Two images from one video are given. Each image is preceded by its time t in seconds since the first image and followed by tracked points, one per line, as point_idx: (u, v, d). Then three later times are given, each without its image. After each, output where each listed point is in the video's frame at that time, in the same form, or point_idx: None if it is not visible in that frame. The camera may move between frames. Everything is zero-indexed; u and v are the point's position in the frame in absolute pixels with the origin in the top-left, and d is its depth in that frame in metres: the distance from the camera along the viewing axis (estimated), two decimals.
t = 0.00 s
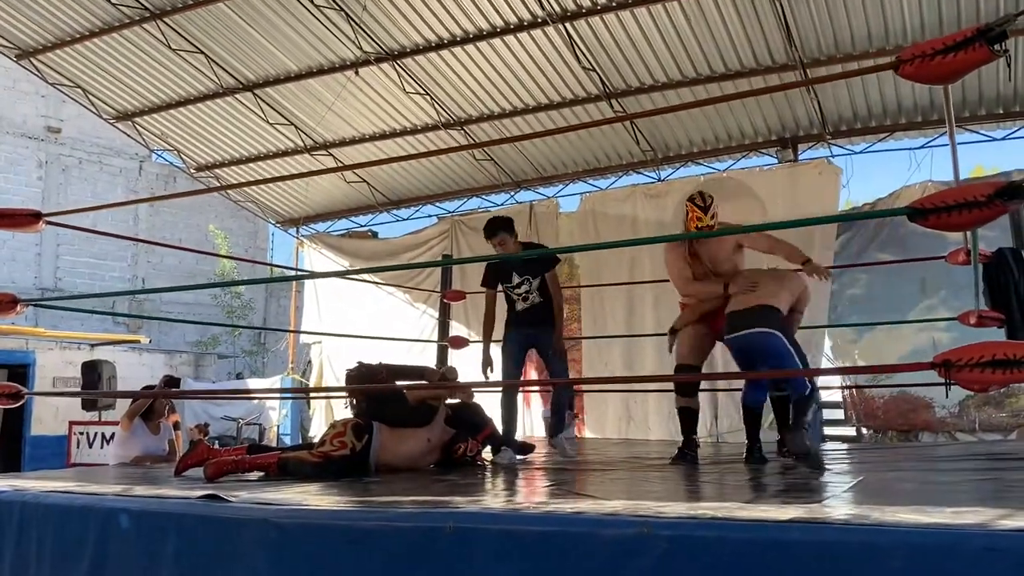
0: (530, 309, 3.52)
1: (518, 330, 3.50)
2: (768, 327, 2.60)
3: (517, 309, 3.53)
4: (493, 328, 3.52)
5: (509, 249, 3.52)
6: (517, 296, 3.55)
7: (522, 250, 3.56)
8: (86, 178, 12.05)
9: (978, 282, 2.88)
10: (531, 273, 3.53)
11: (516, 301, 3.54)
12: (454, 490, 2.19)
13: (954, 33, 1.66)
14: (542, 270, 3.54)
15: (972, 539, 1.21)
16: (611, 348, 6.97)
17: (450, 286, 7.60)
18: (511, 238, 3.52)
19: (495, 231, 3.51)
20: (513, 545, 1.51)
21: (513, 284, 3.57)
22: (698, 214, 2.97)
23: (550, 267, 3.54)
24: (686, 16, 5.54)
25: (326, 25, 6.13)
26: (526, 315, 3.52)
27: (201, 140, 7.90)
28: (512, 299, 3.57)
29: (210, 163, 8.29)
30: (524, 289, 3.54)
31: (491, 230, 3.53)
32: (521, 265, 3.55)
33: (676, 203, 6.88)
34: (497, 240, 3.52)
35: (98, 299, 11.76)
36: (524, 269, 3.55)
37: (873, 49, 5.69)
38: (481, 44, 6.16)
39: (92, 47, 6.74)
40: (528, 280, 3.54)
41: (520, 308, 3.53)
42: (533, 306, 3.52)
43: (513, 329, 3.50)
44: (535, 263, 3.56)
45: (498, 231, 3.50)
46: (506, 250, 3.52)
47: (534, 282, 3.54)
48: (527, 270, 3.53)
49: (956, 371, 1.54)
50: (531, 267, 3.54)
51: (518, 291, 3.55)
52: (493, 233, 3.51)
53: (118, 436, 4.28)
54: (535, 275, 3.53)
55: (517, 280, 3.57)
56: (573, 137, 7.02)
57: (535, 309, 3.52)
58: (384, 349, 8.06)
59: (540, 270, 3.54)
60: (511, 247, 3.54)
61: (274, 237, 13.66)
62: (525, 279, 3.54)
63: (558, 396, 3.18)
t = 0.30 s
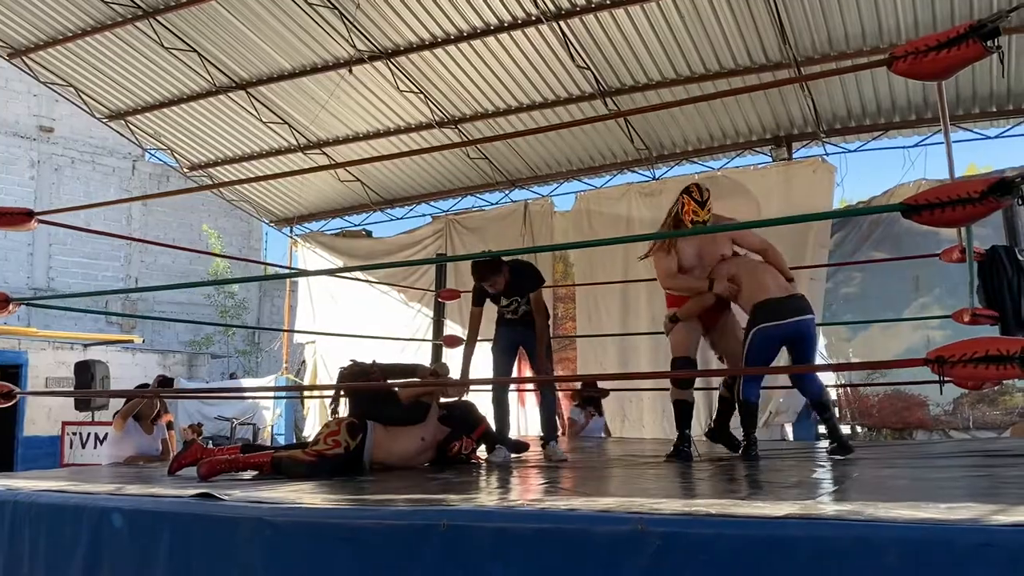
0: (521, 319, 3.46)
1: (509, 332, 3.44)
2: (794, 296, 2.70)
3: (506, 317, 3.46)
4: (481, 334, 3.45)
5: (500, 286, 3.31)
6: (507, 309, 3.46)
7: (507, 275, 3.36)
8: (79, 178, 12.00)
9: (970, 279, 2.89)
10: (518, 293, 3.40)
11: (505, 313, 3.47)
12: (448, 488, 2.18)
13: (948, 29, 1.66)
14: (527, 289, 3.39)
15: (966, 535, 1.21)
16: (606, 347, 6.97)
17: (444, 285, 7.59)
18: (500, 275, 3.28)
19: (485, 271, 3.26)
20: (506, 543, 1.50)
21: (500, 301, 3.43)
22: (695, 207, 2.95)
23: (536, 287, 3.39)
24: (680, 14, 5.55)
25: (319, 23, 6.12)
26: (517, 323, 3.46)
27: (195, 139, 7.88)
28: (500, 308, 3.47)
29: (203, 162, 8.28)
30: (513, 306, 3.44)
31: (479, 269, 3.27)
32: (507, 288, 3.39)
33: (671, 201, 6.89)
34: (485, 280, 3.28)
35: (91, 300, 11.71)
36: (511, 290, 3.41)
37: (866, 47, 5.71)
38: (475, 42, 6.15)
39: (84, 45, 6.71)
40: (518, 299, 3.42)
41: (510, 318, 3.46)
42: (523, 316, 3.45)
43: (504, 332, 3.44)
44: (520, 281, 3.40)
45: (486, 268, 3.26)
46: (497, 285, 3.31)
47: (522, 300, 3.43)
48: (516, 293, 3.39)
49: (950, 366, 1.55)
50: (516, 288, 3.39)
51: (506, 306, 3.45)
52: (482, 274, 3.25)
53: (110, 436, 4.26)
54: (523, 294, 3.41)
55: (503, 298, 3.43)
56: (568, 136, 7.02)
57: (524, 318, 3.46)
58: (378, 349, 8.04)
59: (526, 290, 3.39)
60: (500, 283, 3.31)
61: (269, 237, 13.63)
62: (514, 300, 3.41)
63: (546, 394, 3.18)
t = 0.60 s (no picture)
0: (522, 321, 3.44)
1: (507, 333, 3.45)
2: (787, 292, 2.79)
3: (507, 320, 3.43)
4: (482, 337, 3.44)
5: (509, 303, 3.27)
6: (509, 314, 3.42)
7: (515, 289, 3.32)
8: (75, 178, 11.97)
9: (969, 277, 2.88)
10: (522, 300, 3.38)
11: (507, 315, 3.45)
12: (448, 485, 2.18)
13: (947, 25, 1.66)
14: (529, 294, 3.37)
15: (967, 529, 1.21)
16: (604, 346, 6.97)
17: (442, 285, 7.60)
18: (510, 292, 3.23)
19: (497, 295, 3.20)
20: (506, 540, 1.50)
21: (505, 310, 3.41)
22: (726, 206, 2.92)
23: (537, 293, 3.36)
24: (677, 13, 5.56)
25: (316, 22, 6.11)
26: (517, 324, 3.46)
27: (192, 138, 7.87)
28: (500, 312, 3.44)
29: (200, 162, 8.27)
30: (515, 311, 3.41)
31: (491, 292, 3.21)
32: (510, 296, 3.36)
33: (668, 200, 6.90)
34: (497, 302, 3.23)
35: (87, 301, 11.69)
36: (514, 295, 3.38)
37: (863, 45, 5.72)
38: (473, 42, 6.16)
39: (80, 44, 6.70)
40: (521, 303, 3.40)
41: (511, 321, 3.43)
42: (523, 319, 3.43)
43: (504, 334, 3.44)
44: (521, 286, 3.37)
45: (495, 290, 3.20)
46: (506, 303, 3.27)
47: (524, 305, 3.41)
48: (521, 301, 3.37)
49: (949, 361, 1.55)
50: (519, 295, 3.37)
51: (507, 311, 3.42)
52: (496, 297, 3.20)
53: (109, 435, 4.25)
54: (525, 299, 3.39)
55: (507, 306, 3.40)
56: (565, 135, 7.03)
57: (524, 320, 3.45)
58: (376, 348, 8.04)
59: (528, 296, 3.37)
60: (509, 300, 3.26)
61: (266, 237, 13.61)
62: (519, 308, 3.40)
63: (545, 393, 3.19)
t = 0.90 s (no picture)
0: (522, 319, 3.44)
1: (507, 333, 3.44)
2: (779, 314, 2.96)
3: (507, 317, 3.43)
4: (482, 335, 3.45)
5: (512, 299, 3.27)
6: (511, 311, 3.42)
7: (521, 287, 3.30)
8: (72, 179, 11.95)
9: (966, 275, 2.88)
10: (524, 299, 3.37)
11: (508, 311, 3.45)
12: (447, 484, 2.18)
13: (944, 22, 1.67)
14: (532, 293, 3.36)
15: (965, 525, 1.21)
16: (602, 345, 6.98)
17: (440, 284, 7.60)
18: (515, 289, 3.24)
19: (501, 289, 3.20)
20: (506, 538, 1.50)
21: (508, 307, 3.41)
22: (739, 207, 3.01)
23: (540, 291, 3.35)
24: (673, 12, 5.57)
25: (312, 21, 6.10)
26: (517, 322, 3.46)
27: (189, 138, 7.86)
28: (502, 308, 3.44)
29: (197, 162, 8.27)
30: (517, 309, 3.41)
31: (497, 286, 3.21)
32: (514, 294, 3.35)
33: (665, 199, 6.91)
34: (501, 296, 3.23)
35: (84, 302, 11.68)
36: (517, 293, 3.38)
37: (860, 43, 5.74)
38: (470, 41, 6.16)
39: (77, 45, 6.70)
40: (524, 302, 3.40)
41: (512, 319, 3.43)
42: (524, 317, 3.43)
43: (503, 333, 3.43)
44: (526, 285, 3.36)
45: (500, 284, 3.20)
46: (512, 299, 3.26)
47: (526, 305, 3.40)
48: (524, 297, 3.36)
49: (948, 358, 1.55)
50: (523, 294, 3.36)
51: (509, 308, 3.42)
52: (501, 291, 3.20)
53: (107, 435, 4.24)
54: (529, 298, 3.38)
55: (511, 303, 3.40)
56: (563, 134, 7.03)
57: (524, 319, 3.44)
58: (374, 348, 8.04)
59: (531, 294, 3.36)
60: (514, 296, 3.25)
61: (263, 238, 13.59)
62: (521, 304, 3.39)
63: (545, 392, 3.16)
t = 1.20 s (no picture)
0: (521, 319, 3.44)
1: (506, 333, 3.44)
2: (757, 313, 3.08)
3: (507, 317, 3.44)
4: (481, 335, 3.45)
5: (513, 297, 3.26)
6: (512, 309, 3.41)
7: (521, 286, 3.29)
8: (70, 179, 11.93)
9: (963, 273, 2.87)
10: (524, 297, 3.37)
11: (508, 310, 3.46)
12: (446, 484, 2.18)
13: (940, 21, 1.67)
14: (532, 292, 3.35)
15: (962, 524, 1.21)
16: (600, 344, 6.99)
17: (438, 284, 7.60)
18: (515, 286, 3.23)
19: (501, 287, 3.20)
20: (505, 539, 1.50)
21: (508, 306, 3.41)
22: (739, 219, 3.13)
23: (540, 291, 3.34)
24: (671, 11, 5.56)
25: (310, 22, 6.09)
26: (516, 322, 3.46)
27: (186, 139, 7.86)
28: (502, 307, 3.45)
29: (195, 163, 8.26)
30: (516, 308, 3.41)
31: (496, 284, 3.21)
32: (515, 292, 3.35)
33: (663, 198, 6.93)
34: (502, 294, 3.22)
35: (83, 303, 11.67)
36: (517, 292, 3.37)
37: (857, 42, 5.74)
38: (467, 41, 6.15)
39: (73, 46, 6.68)
40: (523, 301, 3.40)
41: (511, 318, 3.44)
42: (523, 316, 3.43)
43: (503, 332, 3.43)
44: (526, 283, 3.36)
45: (502, 283, 3.18)
46: (512, 297, 3.25)
47: (526, 304, 3.39)
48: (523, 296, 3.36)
49: (944, 358, 1.55)
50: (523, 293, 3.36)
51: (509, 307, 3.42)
52: (501, 289, 3.19)
53: (106, 437, 4.24)
54: (528, 298, 3.38)
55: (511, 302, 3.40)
56: (560, 134, 7.03)
57: (523, 318, 3.45)
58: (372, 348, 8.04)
59: (531, 293, 3.36)
60: (514, 294, 3.24)
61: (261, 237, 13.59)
62: (520, 303, 3.40)
63: (545, 391, 3.15)
